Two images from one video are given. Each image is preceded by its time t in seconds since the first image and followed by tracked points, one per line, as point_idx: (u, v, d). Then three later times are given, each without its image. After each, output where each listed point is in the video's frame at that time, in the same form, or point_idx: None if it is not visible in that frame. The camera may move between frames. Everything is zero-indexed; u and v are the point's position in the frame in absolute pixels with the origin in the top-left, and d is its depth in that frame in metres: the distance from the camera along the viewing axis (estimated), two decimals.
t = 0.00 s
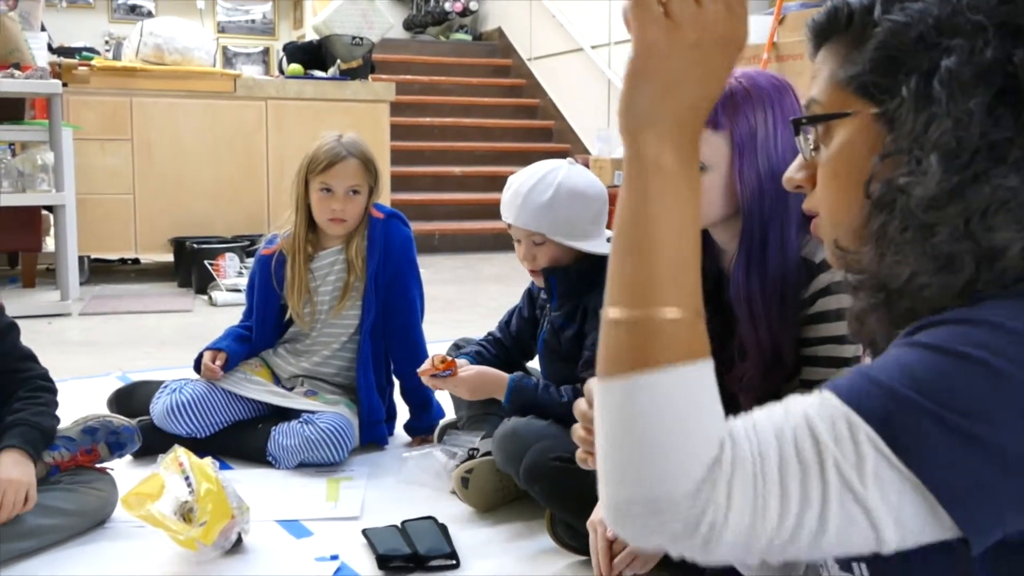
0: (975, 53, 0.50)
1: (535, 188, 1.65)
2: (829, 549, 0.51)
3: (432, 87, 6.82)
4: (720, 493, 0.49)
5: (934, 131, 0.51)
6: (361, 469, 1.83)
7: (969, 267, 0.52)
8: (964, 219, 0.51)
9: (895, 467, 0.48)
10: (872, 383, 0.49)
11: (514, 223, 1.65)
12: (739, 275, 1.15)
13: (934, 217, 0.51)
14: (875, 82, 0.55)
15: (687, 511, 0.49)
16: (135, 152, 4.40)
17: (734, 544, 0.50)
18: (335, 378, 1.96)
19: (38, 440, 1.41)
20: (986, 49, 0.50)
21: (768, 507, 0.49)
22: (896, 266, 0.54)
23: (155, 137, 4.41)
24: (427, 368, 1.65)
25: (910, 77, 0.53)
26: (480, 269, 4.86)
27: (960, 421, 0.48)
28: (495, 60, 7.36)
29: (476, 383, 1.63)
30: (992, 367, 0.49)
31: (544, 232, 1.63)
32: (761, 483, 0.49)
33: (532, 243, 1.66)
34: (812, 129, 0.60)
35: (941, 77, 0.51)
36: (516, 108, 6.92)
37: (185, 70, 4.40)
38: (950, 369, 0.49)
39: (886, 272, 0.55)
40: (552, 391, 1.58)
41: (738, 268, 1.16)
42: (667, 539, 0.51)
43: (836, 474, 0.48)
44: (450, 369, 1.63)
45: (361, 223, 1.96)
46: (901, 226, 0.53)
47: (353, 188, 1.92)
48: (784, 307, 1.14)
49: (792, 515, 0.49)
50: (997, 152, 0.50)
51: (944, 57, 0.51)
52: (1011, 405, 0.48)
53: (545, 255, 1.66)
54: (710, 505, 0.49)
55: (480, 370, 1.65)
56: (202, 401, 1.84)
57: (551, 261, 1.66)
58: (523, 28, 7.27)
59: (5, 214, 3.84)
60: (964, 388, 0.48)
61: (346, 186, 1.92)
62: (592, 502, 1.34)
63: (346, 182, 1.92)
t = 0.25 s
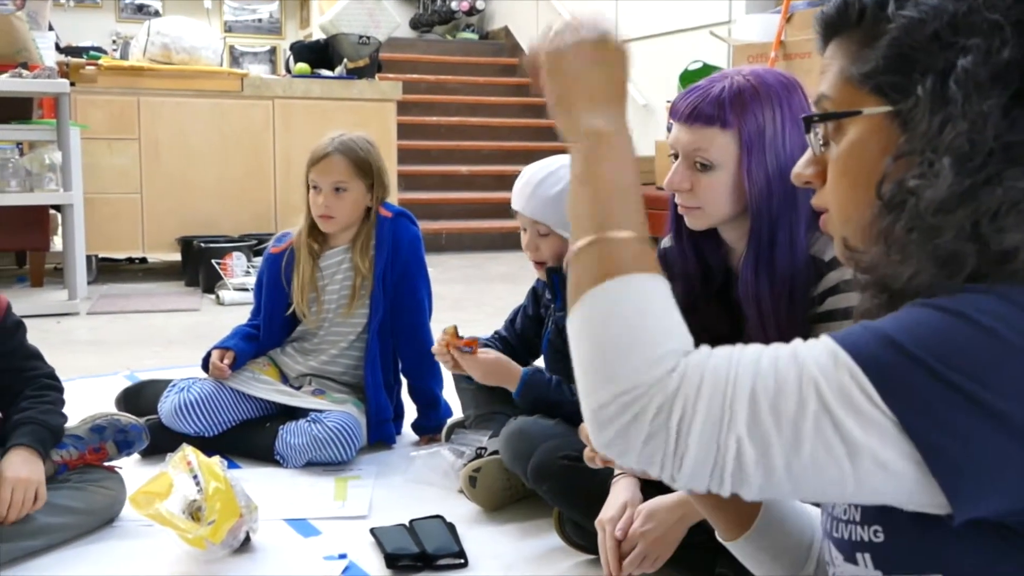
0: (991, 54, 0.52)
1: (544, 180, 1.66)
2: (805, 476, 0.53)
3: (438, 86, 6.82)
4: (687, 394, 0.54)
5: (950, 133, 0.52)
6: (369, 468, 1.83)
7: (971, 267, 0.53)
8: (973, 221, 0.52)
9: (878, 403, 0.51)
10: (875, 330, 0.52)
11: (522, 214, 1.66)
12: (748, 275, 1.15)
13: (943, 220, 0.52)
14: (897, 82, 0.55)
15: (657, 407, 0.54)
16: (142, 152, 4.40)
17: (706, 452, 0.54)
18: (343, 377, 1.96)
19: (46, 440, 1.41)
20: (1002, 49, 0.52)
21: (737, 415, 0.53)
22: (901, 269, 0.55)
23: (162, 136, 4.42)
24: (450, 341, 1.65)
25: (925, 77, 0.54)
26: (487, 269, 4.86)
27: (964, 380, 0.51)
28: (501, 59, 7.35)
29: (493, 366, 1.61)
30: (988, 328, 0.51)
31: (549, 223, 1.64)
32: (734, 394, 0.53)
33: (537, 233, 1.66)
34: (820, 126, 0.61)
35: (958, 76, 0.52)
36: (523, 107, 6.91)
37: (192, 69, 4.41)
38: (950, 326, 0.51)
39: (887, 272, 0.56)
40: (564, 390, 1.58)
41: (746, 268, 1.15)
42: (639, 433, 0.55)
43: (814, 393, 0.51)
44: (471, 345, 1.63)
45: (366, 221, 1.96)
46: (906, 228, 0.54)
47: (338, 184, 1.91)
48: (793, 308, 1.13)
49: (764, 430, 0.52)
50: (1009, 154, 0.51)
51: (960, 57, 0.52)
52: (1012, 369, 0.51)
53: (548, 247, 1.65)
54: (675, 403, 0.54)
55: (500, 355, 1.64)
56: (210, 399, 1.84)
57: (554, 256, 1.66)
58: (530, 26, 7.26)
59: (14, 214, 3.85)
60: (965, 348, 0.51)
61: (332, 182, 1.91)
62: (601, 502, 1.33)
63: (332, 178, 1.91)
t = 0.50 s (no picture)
0: (995, 55, 0.52)
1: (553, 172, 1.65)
2: (838, 557, 0.55)
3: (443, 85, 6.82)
4: (705, 503, 0.57)
5: (948, 132, 0.53)
6: (374, 467, 1.84)
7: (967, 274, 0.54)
8: (967, 221, 0.53)
9: (889, 476, 0.52)
10: (871, 401, 0.53)
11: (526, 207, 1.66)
12: (752, 273, 1.15)
13: (939, 218, 0.54)
14: (896, 78, 0.57)
15: (681, 521, 0.58)
16: (147, 151, 4.41)
17: (738, 550, 0.57)
18: (348, 376, 1.96)
19: (50, 439, 1.42)
20: (1007, 51, 0.52)
21: (755, 513, 0.56)
22: (899, 265, 0.57)
23: (167, 136, 4.42)
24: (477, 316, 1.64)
25: (929, 74, 0.55)
26: (491, 268, 4.86)
27: (965, 434, 0.51)
28: (506, 58, 7.35)
29: (512, 355, 1.62)
30: (985, 377, 0.51)
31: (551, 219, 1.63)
32: (746, 494, 0.56)
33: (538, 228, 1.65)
34: (827, 117, 0.63)
35: (961, 76, 0.53)
36: (528, 105, 6.91)
37: (197, 68, 4.42)
38: (941, 384, 0.52)
39: (886, 269, 0.58)
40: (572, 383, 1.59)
41: (751, 265, 1.15)
42: (675, 554, 0.59)
43: (824, 481, 0.54)
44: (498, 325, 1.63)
45: (368, 219, 1.96)
46: (904, 225, 0.56)
47: (335, 182, 1.91)
48: (799, 304, 1.14)
49: (787, 522, 0.55)
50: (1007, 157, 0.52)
51: (965, 56, 0.53)
52: (1004, 412, 0.51)
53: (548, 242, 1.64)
54: (696, 515, 0.58)
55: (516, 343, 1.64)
56: (215, 398, 1.84)
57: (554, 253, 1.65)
58: (534, 25, 7.26)
59: (20, 213, 3.86)
60: (967, 407, 0.51)
61: (328, 180, 1.91)
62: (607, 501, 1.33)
63: (328, 176, 1.91)
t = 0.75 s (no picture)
0: (953, 76, 0.54)
1: (541, 173, 1.67)
2: (807, 478, 0.58)
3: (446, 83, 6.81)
4: (684, 403, 0.60)
5: (926, 160, 0.55)
6: (377, 466, 1.83)
7: (968, 280, 0.55)
8: (964, 239, 0.54)
9: (871, 410, 0.55)
10: (871, 345, 0.56)
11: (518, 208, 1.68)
12: (756, 274, 1.15)
13: (932, 247, 0.55)
14: (869, 119, 0.59)
15: (657, 425, 0.61)
16: (150, 150, 4.41)
17: (711, 459, 0.60)
18: (350, 375, 1.97)
19: (53, 439, 1.41)
20: (963, 67, 0.54)
21: (733, 424, 0.58)
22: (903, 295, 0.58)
23: (170, 135, 4.42)
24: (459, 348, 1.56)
25: (895, 106, 0.57)
26: (494, 266, 4.86)
27: (964, 388, 0.54)
28: (508, 56, 7.34)
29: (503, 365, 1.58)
30: (988, 340, 0.54)
31: (540, 219, 1.64)
32: (728, 405, 0.59)
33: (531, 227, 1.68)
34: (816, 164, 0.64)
35: (923, 104, 0.55)
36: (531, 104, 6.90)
37: (200, 67, 4.42)
38: (940, 340, 0.55)
39: (883, 294, 0.60)
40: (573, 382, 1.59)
41: (754, 266, 1.15)
42: (652, 454, 0.62)
43: (808, 403, 0.56)
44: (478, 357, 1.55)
45: (371, 219, 1.96)
46: (894, 254, 0.57)
47: (339, 182, 1.90)
48: (803, 303, 1.13)
49: (763, 439, 0.58)
50: (989, 172, 0.54)
51: (923, 82, 0.55)
52: (1007, 374, 0.54)
53: (541, 240, 1.66)
54: (673, 412, 0.61)
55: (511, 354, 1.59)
56: (218, 398, 1.84)
57: (548, 251, 1.67)
58: (537, 23, 7.25)
59: (24, 213, 3.87)
60: (963, 364, 0.54)
61: (332, 180, 1.90)
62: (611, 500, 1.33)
63: (332, 176, 1.90)
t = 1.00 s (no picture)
0: (963, 64, 0.54)
1: (529, 181, 1.71)
2: (817, 513, 0.58)
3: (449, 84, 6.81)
4: (688, 443, 0.60)
5: (925, 146, 0.55)
6: (381, 465, 1.84)
7: (958, 282, 0.56)
8: (956, 233, 0.55)
9: (871, 438, 0.55)
10: (870, 369, 0.56)
11: (511, 216, 1.71)
12: (759, 271, 1.15)
13: (924, 237, 0.55)
14: (870, 99, 0.59)
15: (665, 466, 0.61)
16: (154, 152, 4.42)
17: (719, 498, 0.59)
18: (354, 375, 1.97)
19: (59, 438, 1.42)
20: (974, 57, 0.54)
21: (738, 462, 0.58)
22: (891, 281, 0.59)
23: (173, 136, 4.43)
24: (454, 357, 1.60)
25: (901, 90, 0.57)
26: (497, 267, 4.86)
27: (957, 406, 0.53)
28: (512, 57, 7.35)
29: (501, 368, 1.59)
30: (977, 355, 0.54)
31: (536, 225, 1.67)
32: (732, 442, 0.59)
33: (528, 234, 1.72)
34: (814, 140, 0.65)
35: (929, 90, 0.55)
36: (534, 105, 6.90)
37: (203, 69, 4.42)
38: (934, 358, 0.54)
39: (876, 284, 0.61)
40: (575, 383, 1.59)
41: (758, 263, 1.15)
42: (658, 496, 0.62)
43: (811, 436, 0.56)
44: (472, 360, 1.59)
45: (378, 219, 1.96)
46: (891, 241, 0.57)
47: (344, 183, 1.90)
48: (806, 303, 1.13)
49: (768, 474, 0.57)
50: (986, 165, 0.54)
51: (932, 68, 0.55)
52: (997, 390, 0.53)
53: (539, 246, 1.71)
54: (679, 454, 0.61)
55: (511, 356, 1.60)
56: (222, 397, 1.84)
57: (546, 255, 1.71)
58: (540, 24, 7.25)
59: (28, 214, 3.88)
60: (959, 382, 0.53)
61: (337, 181, 1.91)
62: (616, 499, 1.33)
63: (337, 176, 1.91)
